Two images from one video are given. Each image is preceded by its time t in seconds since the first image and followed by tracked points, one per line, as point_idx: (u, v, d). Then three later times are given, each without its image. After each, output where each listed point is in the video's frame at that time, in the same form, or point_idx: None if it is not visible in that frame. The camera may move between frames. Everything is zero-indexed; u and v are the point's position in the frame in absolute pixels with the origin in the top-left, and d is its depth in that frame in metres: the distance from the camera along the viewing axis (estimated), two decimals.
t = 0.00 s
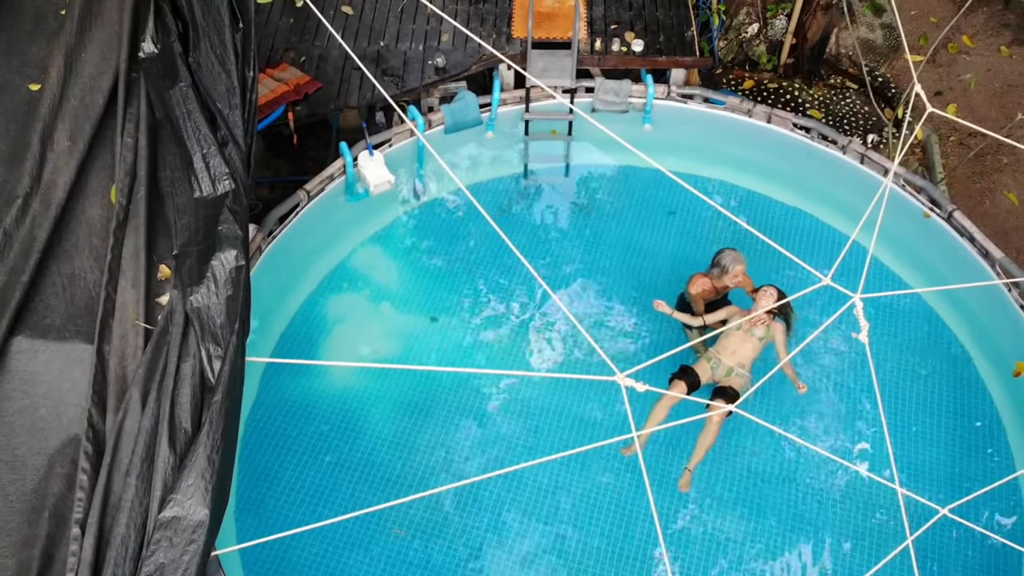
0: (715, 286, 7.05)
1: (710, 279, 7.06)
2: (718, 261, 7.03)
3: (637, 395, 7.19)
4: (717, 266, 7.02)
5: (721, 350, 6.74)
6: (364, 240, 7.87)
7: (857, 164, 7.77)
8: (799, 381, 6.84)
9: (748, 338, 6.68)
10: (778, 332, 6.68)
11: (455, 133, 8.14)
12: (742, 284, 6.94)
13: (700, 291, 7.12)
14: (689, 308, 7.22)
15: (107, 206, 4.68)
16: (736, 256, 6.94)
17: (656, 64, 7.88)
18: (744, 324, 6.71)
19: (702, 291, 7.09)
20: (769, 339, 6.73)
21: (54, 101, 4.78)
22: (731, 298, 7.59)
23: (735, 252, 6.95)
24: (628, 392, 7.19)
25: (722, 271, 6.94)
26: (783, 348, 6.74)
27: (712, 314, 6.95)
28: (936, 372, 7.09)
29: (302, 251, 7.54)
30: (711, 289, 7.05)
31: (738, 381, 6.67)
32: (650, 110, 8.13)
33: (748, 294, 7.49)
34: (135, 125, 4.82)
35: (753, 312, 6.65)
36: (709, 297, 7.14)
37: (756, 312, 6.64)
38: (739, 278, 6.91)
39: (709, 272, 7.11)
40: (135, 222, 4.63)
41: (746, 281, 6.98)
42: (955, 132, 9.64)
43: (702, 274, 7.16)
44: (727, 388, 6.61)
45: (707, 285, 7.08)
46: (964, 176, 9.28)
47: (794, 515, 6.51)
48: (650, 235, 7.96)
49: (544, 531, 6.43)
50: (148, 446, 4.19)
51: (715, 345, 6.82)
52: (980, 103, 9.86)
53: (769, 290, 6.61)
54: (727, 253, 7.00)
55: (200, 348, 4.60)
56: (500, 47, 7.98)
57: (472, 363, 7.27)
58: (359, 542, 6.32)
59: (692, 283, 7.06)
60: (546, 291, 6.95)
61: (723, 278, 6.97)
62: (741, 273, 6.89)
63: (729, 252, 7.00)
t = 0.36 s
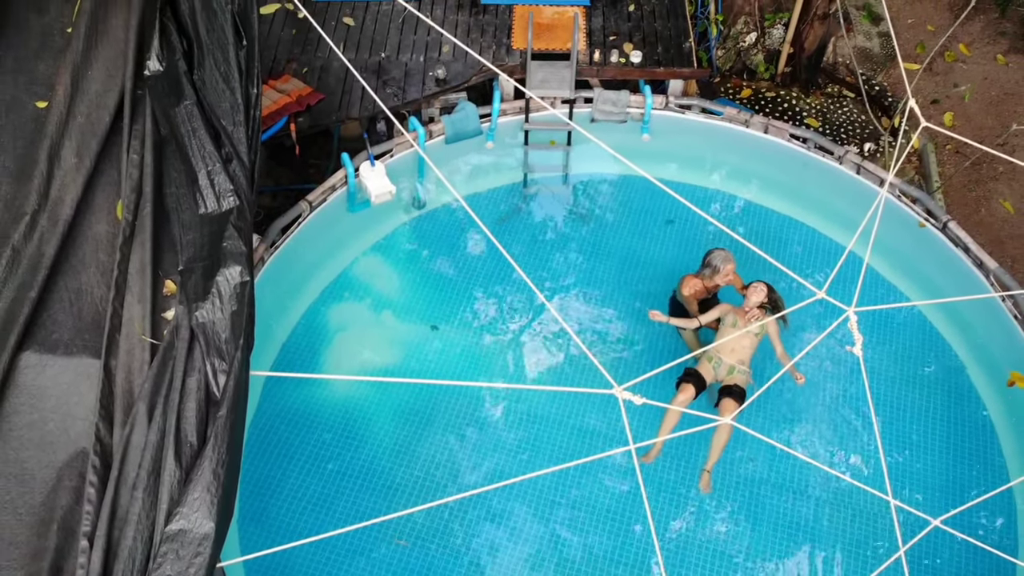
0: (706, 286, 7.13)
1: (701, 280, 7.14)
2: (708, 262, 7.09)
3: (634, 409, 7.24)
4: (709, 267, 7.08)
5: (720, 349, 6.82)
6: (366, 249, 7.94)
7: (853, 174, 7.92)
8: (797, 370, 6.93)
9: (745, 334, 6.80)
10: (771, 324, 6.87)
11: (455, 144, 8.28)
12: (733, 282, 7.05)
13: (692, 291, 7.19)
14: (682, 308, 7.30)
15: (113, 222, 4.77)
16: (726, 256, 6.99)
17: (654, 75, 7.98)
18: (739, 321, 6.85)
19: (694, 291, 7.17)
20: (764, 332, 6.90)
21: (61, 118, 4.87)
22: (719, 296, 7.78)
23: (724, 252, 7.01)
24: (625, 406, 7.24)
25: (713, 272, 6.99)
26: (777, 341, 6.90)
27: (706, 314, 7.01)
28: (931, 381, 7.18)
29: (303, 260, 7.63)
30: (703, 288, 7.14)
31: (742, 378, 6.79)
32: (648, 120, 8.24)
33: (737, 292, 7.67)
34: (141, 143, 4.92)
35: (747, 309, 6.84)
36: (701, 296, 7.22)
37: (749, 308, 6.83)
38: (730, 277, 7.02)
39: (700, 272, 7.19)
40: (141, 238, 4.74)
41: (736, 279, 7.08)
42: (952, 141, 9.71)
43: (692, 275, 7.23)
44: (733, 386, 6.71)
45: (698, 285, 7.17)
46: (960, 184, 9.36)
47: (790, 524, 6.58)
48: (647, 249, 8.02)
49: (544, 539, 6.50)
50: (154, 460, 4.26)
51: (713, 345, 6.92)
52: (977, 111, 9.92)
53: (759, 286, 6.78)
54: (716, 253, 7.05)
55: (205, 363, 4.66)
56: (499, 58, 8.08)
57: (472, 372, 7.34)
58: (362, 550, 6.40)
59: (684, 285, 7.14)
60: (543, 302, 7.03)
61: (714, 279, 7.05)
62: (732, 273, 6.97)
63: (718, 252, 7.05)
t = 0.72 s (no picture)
0: (695, 283, 7.31)
1: (690, 279, 7.31)
2: (695, 262, 7.27)
3: (630, 416, 7.29)
4: (696, 266, 7.25)
5: (717, 344, 6.97)
6: (367, 256, 8.04)
7: (851, 183, 7.94)
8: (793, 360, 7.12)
9: (739, 327, 6.97)
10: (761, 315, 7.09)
11: (455, 151, 8.32)
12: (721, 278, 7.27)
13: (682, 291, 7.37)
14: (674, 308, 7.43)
15: (119, 234, 4.84)
16: (712, 254, 7.20)
17: (652, 84, 8.06)
18: (732, 314, 7.01)
19: (684, 290, 7.36)
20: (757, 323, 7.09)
21: (68, 131, 4.89)
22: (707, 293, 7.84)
23: (711, 251, 7.17)
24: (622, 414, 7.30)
25: (702, 270, 7.18)
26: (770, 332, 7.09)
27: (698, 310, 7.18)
28: (926, 386, 7.27)
29: (306, 267, 7.70)
30: (692, 286, 7.32)
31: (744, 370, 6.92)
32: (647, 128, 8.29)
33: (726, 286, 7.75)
34: (147, 156, 5.01)
35: (738, 302, 7.02)
36: (691, 295, 7.40)
37: (739, 300, 7.02)
38: (718, 274, 7.21)
39: (688, 272, 7.36)
40: (147, 250, 4.85)
41: (723, 276, 7.28)
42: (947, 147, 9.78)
43: (680, 275, 7.41)
44: (736, 379, 6.83)
45: (687, 284, 7.35)
46: (954, 191, 9.45)
47: (786, 528, 6.66)
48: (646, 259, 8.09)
49: (543, 543, 6.59)
50: (161, 468, 4.40)
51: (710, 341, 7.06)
52: (972, 118, 10.00)
53: (747, 279, 6.97)
54: (702, 253, 7.24)
55: (210, 373, 4.83)
56: (499, 68, 8.18)
57: (472, 378, 7.44)
58: (363, 555, 6.48)
59: (674, 285, 7.32)
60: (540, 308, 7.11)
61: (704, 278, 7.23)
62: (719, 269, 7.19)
63: (705, 250, 7.24)
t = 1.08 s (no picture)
0: (677, 283, 7.40)
1: (671, 279, 7.41)
2: (676, 262, 7.32)
3: (623, 425, 7.36)
4: (677, 267, 7.29)
5: (709, 339, 7.12)
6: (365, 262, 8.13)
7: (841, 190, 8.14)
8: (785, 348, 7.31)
9: (727, 319, 7.13)
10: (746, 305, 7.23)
11: (452, 159, 8.44)
12: (702, 275, 7.33)
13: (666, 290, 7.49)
14: (659, 311, 7.61)
15: (120, 245, 4.93)
16: (691, 254, 7.24)
17: (647, 93, 8.15)
18: (719, 308, 7.18)
19: (667, 291, 7.50)
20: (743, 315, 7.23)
21: (70, 144, 4.99)
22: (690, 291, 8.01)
23: (690, 251, 7.24)
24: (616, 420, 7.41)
25: (684, 271, 7.22)
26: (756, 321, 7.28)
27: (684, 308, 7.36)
28: (916, 392, 7.37)
29: (305, 273, 7.81)
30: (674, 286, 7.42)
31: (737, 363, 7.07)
32: (640, 135, 8.47)
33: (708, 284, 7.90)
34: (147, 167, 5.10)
35: (721, 296, 7.20)
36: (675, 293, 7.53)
37: (723, 293, 7.19)
38: (699, 272, 7.29)
39: (669, 272, 7.44)
40: (148, 261, 4.93)
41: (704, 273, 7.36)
42: (940, 153, 9.86)
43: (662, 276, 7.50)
44: (732, 372, 6.97)
45: (669, 285, 7.47)
46: (947, 197, 9.53)
47: (777, 532, 6.75)
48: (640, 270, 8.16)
49: (537, 547, 6.68)
50: (161, 476, 4.49)
51: (701, 338, 7.21)
52: (965, 124, 10.08)
53: (726, 271, 7.17)
54: (682, 252, 7.29)
55: (210, 382, 4.92)
56: (496, 76, 8.27)
57: (469, 383, 7.53)
58: (360, 559, 6.57)
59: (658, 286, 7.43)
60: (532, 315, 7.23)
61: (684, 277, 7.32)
62: (699, 267, 7.24)
63: (683, 250, 7.29)
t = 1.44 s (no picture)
0: (665, 287, 7.60)
1: (659, 285, 7.59)
2: (662, 268, 7.46)
3: (622, 435, 7.44)
4: (663, 273, 7.44)
5: (705, 339, 7.33)
6: (368, 271, 8.22)
7: (836, 200, 8.20)
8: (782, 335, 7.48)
9: (720, 317, 7.35)
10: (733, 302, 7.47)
11: (454, 169, 8.53)
12: (686, 278, 7.55)
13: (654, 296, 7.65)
14: (650, 315, 7.76)
15: (130, 258, 5.03)
16: (677, 258, 7.41)
17: (647, 103, 8.23)
18: (710, 308, 7.38)
19: (655, 296, 7.66)
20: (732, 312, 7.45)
21: (80, 159, 5.08)
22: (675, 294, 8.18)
23: (675, 257, 7.40)
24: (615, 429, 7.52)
25: (671, 277, 7.40)
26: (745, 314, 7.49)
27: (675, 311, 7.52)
28: (912, 400, 7.47)
29: (309, 281, 7.89)
30: (662, 291, 7.60)
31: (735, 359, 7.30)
32: (639, 146, 8.56)
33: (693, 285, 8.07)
34: (155, 183, 5.20)
35: (710, 295, 7.40)
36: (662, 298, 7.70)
37: (711, 293, 7.39)
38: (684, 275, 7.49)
39: (655, 278, 7.61)
40: (156, 275, 5.02)
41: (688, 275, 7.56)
42: (937, 161, 9.94)
43: (648, 283, 7.65)
44: (732, 368, 7.18)
45: (656, 289, 7.64)
46: (944, 205, 9.62)
47: (775, 540, 6.83)
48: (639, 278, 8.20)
49: (538, 554, 6.76)
50: (171, 487, 4.57)
51: (696, 339, 7.41)
52: (961, 132, 10.16)
53: (709, 271, 7.40)
54: (667, 259, 7.43)
55: (218, 395, 5.02)
56: (497, 86, 8.38)
57: (471, 391, 7.63)
58: (363, 566, 6.66)
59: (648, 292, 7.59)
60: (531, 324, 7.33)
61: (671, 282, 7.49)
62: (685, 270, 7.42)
63: (668, 256, 7.44)
